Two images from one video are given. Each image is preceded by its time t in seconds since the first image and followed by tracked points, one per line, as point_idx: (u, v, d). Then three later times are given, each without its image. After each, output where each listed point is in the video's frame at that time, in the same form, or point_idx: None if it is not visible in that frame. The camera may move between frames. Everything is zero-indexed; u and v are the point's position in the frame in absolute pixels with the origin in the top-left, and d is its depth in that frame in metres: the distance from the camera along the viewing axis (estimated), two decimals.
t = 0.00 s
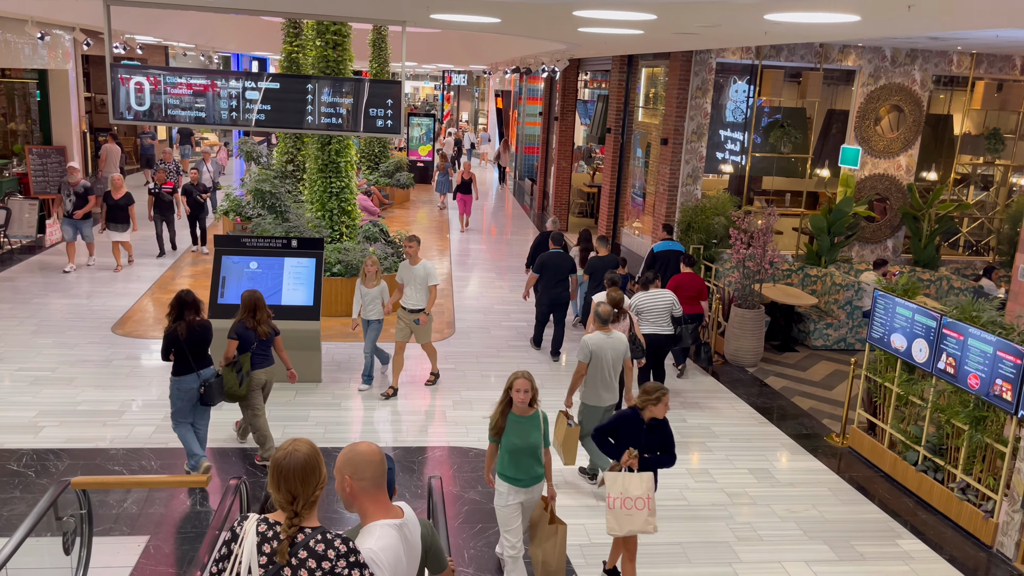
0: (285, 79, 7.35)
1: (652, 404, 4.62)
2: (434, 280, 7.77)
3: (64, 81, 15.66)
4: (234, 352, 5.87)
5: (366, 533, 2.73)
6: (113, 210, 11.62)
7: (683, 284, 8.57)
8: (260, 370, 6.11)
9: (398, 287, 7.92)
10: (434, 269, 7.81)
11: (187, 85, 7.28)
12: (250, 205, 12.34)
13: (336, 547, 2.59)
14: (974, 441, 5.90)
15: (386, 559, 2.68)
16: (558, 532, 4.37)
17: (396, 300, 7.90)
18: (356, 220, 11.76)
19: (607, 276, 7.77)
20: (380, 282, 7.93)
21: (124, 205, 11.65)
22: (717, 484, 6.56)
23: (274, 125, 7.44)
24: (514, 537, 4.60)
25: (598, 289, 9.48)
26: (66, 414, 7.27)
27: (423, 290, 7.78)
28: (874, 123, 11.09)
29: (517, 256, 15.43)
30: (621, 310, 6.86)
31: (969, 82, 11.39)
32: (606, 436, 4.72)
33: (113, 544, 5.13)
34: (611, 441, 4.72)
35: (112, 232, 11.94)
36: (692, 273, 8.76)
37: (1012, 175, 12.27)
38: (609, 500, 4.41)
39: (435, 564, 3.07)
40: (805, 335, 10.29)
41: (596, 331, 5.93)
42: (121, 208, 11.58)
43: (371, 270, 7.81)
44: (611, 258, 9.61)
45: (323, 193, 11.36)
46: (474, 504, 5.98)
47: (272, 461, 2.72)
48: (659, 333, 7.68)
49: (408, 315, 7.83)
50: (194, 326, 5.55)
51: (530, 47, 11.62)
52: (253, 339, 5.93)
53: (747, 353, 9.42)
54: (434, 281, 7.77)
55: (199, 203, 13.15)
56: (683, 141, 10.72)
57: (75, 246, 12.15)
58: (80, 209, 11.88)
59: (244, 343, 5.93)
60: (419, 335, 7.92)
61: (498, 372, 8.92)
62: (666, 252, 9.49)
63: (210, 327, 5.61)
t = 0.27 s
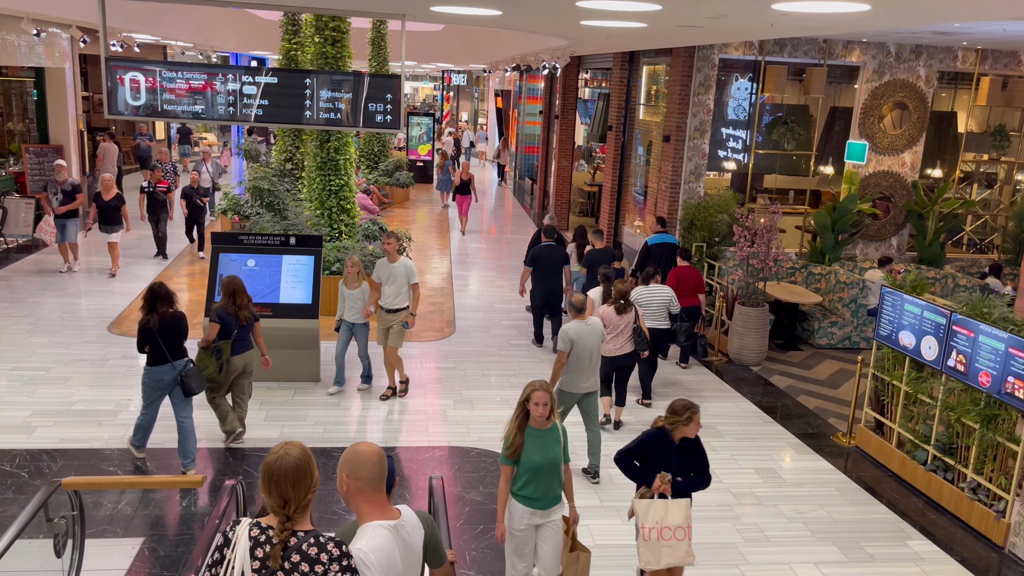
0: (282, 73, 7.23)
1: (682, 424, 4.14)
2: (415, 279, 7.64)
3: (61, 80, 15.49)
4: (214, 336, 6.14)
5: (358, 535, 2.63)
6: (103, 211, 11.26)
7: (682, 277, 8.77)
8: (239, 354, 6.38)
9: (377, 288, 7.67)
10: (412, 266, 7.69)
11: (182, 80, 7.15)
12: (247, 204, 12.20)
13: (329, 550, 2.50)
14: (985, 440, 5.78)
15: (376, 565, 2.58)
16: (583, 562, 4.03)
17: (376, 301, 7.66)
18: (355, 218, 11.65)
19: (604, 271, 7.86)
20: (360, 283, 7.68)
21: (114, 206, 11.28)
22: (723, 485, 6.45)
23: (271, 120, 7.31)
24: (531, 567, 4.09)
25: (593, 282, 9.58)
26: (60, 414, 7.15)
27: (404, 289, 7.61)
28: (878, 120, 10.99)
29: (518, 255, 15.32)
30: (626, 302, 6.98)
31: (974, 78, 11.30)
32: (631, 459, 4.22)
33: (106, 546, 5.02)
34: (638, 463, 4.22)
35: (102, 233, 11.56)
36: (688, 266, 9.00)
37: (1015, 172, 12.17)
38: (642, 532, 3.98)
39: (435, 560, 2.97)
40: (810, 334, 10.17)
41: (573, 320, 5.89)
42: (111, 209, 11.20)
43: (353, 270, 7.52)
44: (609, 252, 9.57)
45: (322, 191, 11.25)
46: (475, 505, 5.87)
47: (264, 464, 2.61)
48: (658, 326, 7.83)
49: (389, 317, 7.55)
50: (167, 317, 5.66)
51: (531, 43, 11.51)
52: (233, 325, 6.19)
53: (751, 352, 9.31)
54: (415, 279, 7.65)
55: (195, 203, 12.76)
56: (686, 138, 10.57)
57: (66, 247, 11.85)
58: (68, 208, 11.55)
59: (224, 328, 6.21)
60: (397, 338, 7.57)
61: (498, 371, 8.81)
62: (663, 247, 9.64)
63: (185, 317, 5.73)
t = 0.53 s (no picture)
0: (283, 70, 7.13)
1: (730, 450, 3.65)
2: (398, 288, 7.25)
3: (61, 81, 15.32)
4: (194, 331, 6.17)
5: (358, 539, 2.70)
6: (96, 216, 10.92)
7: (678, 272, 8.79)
8: (219, 351, 6.37)
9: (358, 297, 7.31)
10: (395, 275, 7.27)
11: (181, 77, 7.05)
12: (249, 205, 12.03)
13: (317, 554, 2.57)
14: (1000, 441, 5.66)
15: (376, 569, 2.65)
16: None
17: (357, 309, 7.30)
18: (357, 218, 11.55)
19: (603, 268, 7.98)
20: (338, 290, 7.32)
21: (108, 210, 10.93)
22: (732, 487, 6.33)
23: (273, 118, 7.21)
24: None
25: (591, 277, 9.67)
26: (57, 416, 7.05)
27: (385, 298, 7.24)
28: (885, 118, 10.87)
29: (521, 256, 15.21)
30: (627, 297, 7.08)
31: (983, 76, 11.17)
32: (667, 487, 3.70)
33: (103, 550, 4.91)
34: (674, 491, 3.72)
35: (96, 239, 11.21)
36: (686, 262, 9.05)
37: None
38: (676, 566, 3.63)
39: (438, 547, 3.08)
40: (817, 334, 10.05)
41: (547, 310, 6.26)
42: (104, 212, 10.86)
43: (327, 276, 7.16)
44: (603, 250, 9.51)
45: (324, 191, 11.16)
46: (480, 508, 5.76)
47: (253, 471, 2.66)
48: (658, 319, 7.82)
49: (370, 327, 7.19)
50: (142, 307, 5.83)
51: (534, 42, 11.41)
52: (214, 321, 6.22)
53: (757, 353, 9.19)
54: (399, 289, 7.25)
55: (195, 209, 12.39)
56: (691, 136, 10.50)
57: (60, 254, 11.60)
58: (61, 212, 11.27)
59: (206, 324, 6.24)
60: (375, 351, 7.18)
61: (502, 372, 8.70)
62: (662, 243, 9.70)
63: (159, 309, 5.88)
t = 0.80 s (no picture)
0: (286, 68, 7.04)
1: (795, 479, 3.45)
2: (380, 294, 6.87)
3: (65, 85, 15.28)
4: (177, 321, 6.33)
5: (364, 543, 2.68)
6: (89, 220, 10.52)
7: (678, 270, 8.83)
8: (200, 341, 6.56)
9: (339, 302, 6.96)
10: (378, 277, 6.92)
11: (184, 75, 6.96)
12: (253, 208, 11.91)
13: (314, 557, 2.50)
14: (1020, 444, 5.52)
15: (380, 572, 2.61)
16: None
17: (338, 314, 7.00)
18: (361, 221, 11.46)
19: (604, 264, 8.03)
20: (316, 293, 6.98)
21: (101, 215, 10.53)
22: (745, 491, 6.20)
23: (276, 117, 7.11)
24: None
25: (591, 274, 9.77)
26: (58, 419, 6.94)
27: (367, 304, 6.90)
28: (894, 117, 10.75)
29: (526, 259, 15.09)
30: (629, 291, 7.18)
31: (993, 76, 11.05)
32: (722, 518, 3.45)
33: (102, 556, 4.79)
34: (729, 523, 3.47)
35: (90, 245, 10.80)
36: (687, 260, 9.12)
37: None
38: None
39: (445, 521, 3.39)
40: (827, 337, 9.92)
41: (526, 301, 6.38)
42: (98, 218, 10.47)
43: (305, 281, 6.83)
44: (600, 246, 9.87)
45: (328, 194, 11.07)
46: (486, 513, 5.63)
47: (249, 473, 2.59)
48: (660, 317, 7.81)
49: (352, 333, 6.89)
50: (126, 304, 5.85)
51: (540, 43, 11.31)
52: (196, 310, 6.39)
53: (767, 355, 9.06)
54: (379, 293, 6.87)
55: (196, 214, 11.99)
56: (699, 136, 10.41)
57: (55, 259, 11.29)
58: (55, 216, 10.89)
59: (188, 313, 6.41)
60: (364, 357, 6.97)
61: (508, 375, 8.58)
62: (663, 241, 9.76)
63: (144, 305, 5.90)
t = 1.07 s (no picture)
0: (291, 68, 6.96)
1: (858, 517, 3.30)
2: (357, 305, 6.47)
3: (72, 88, 15.34)
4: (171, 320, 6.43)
5: (375, 543, 2.72)
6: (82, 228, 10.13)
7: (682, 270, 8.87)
8: (194, 338, 6.63)
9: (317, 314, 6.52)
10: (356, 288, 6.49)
11: (188, 76, 6.88)
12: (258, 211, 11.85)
13: (312, 561, 2.58)
14: None
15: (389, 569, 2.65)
16: None
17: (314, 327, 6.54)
18: (366, 224, 11.39)
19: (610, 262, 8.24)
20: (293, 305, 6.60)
21: (95, 223, 10.14)
22: (758, 496, 6.07)
23: (281, 117, 7.03)
24: None
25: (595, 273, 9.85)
26: (60, 424, 6.86)
27: (343, 316, 6.47)
28: (906, 118, 10.62)
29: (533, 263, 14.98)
30: (637, 290, 7.26)
31: (1007, 76, 10.91)
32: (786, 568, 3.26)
33: (102, 563, 4.69)
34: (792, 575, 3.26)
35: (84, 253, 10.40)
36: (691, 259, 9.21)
37: None
38: None
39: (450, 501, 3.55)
40: (839, 340, 9.79)
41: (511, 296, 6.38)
42: (91, 225, 10.07)
43: (282, 290, 6.45)
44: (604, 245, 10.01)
45: (333, 197, 10.99)
46: (494, 518, 5.52)
47: (251, 478, 2.65)
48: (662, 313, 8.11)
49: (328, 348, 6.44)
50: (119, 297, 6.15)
51: (547, 44, 11.22)
52: (188, 309, 6.49)
53: (778, 359, 8.93)
54: (356, 305, 6.46)
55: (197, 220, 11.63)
56: (708, 138, 10.30)
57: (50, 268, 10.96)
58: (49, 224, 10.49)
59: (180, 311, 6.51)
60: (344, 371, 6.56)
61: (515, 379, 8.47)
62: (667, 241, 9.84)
63: (136, 299, 6.21)
